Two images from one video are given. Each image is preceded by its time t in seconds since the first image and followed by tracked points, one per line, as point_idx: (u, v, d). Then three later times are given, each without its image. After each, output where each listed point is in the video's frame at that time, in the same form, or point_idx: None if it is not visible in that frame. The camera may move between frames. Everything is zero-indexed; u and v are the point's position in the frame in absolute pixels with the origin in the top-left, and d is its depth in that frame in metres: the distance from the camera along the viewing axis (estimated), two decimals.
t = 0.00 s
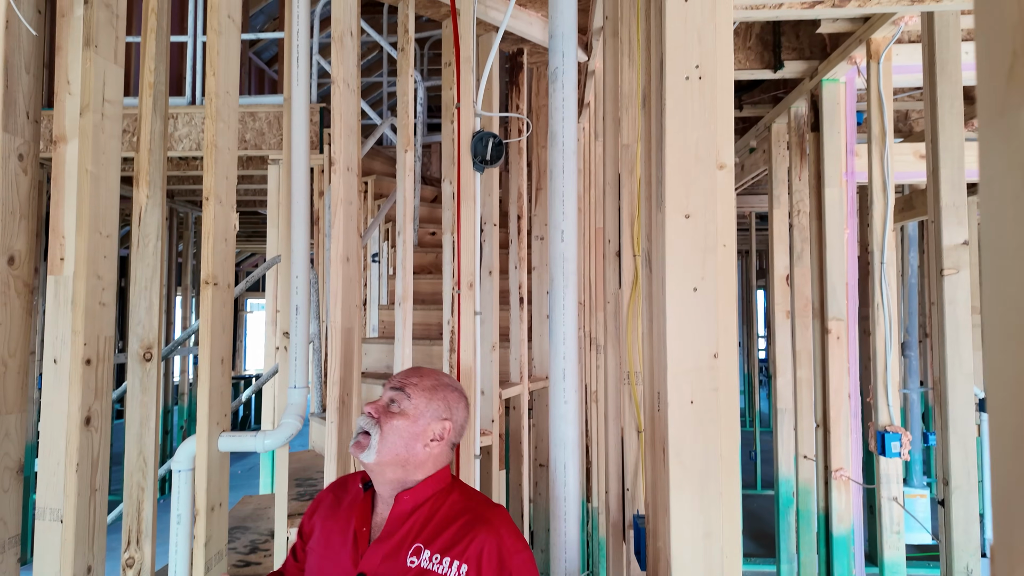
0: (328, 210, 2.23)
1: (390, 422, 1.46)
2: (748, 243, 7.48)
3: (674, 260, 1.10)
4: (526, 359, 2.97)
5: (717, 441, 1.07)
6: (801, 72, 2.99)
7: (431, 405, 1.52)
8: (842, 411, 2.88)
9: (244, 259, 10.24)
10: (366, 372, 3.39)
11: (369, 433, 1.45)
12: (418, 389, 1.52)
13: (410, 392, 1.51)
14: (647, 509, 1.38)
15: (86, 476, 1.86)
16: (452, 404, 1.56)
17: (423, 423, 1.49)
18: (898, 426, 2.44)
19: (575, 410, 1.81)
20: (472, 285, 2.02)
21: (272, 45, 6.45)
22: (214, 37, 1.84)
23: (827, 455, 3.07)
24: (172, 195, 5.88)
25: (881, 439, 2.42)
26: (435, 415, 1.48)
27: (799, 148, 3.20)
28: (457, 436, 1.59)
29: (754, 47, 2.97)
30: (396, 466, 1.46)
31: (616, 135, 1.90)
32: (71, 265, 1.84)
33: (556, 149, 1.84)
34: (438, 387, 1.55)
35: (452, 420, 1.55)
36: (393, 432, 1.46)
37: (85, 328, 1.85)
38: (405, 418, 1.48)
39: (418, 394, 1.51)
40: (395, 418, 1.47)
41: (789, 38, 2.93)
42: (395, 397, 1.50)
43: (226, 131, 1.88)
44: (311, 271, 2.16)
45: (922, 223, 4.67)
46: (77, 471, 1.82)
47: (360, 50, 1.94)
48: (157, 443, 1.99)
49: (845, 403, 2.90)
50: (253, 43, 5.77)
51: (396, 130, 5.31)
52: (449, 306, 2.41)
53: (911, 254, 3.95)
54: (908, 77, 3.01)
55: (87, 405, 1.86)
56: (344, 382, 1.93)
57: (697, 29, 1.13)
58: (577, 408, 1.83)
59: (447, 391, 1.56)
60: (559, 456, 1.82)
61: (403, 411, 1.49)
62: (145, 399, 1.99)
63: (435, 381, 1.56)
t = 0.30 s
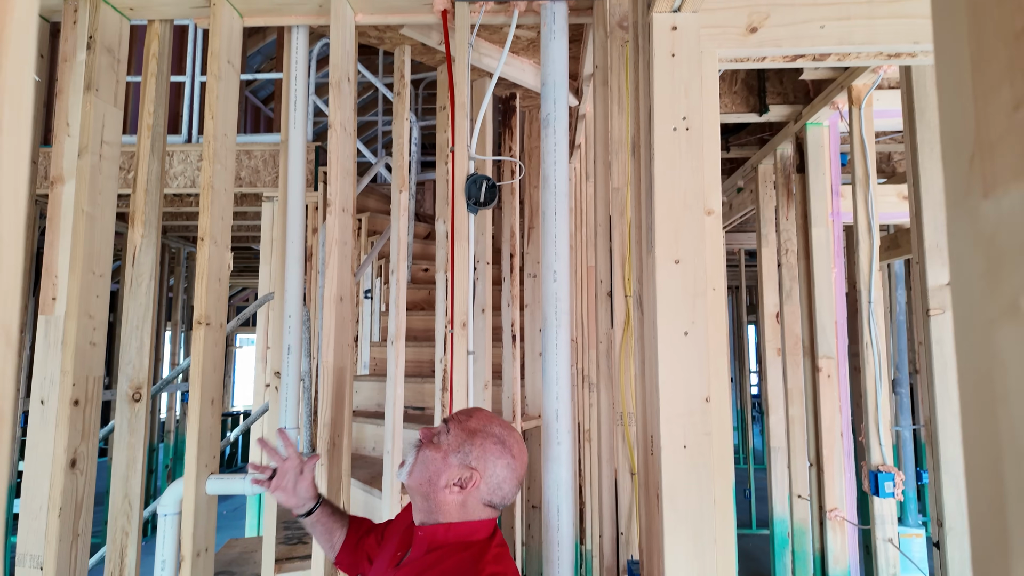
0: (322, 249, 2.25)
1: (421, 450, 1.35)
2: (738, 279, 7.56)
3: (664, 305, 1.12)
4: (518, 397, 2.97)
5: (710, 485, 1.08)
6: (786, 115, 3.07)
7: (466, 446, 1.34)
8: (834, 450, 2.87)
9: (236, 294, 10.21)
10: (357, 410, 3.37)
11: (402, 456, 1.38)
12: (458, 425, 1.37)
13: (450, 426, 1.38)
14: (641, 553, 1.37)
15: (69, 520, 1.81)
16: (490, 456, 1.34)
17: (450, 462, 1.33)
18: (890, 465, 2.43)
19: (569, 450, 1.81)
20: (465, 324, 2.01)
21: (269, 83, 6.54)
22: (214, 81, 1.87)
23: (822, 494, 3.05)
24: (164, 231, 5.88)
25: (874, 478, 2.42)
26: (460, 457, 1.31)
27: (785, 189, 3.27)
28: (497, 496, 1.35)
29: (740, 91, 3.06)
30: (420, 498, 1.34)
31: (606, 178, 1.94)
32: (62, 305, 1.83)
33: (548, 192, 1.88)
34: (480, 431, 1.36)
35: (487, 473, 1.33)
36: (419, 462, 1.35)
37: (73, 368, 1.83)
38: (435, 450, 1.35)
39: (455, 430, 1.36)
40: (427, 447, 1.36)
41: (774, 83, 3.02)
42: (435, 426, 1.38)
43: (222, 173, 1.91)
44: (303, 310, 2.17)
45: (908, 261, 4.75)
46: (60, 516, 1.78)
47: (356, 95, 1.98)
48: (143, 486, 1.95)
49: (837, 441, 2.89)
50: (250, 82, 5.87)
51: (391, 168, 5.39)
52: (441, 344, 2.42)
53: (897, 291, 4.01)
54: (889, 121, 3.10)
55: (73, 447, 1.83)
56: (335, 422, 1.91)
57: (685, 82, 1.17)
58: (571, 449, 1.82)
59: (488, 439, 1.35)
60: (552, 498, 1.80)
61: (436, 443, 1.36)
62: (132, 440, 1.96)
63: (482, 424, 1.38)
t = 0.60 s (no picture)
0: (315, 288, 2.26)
1: (435, 500, 1.30)
2: (730, 315, 7.60)
3: (655, 349, 1.13)
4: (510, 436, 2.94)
5: (703, 530, 1.07)
6: (772, 158, 3.15)
7: (474, 506, 1.25)
8: (828, 491, 2.85)
9: (226, 329, 10.13)
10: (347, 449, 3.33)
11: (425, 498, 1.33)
12: (472, 482, 1.28)
13: (465, 481, 1.30)
14: None
15: (48, 567, 1.77)
16: (497, 522, 1.23)
17: (456, 518, 1.25)
18: (884, 507, 2.42)
19: (562, 493, 1.79)
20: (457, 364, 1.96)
21: (265, 122, 6.63)
22: (212, 123, 1.90)
23: (817, 536, 3.01)
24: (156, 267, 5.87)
25: (869, 520, 2.40)
26: (465, 517, 1.22)
27: (773, 228, 3.32)
28: (502, 566, 1.23)
29: (726, 134, 3.15)
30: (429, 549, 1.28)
31: (597, 219, 1.97)
32: (52, 344, 1.82)
33: (540, 233, 1.90)
34: (492, 493, 1.26)
35: (491, 539, 1.22)
36: (431, 512, 1.29)
37: (60, 409, 1.81)
38: (446, 503, 1.28)
39: (467, 487, 1.28)
40: (440, 498, 1.29)
41: (760, 127, 3.10)
42: (451, 478, 1.31)
43: (217, 213, 1.92)
44: (295, 349, 2.16)
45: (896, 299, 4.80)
46: (39, 562, 1.73)
47: (352, 138, 2.02)
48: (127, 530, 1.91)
49: (831, 481, 2.87)
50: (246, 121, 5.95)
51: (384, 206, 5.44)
52: (433, 383, 2.41)
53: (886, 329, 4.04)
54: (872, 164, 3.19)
55: (56, 490, 1.80)
56: (325, 464, 1.89)
57: (672, 132, 1.21)
58: (564, 491, 1.81)
59: (498, 503, 1.24)
60: (545, 542, 1.77)
61: (449, 496, 1.29)
62: (117, 482, 1.93)
63: (497, 485, 1.27)
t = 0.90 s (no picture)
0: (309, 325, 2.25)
1: (427, 543, 1.28)
2: (723, 350, 7.60)
3: (648, 391, 1.14)
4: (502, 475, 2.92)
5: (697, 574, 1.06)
6: (761, 197, 3.20)
7: (466, 552, 1.22)
8: (824, 531, 2.81)
9: (216, 364, 10.02)
10: (337, 488, 3.28)
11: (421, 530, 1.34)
12: (465, 526, 1.26)
13: (458, 524, 1.28)
14: None
15: None
16: (490, 567, 1.20)
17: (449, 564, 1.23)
18: (881, 547, 2.39)
19: (555, 535, 1.76)
20: (450, 403, 1.96)
21: (261, 158, 6.69)
22: (209, 163, 1.93)
23: None
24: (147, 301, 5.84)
25: (866, 560, 2.37)
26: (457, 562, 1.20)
27: (763, 265, 3.35)
28: None
29: (715, 174, 3.22)
30: None
31: (590, 258, 1.99)
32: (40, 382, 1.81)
33: (533, 271, 1.92)
34: (484, 537, 1.23)
35: None
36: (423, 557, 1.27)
37: (46, 449, 1.78)
38: (438, 546, 1.26)
39: (460, 530, 1.26)
40: (433, 541, 1.28)
41: (748, 167, 3.17)
42: (443, 521, 1.29)
43: (212, 251, 1.93)
44: (287, 387, 2.15)
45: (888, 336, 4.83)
46: None
47: (348, 177, 2.04)
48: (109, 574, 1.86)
49: (827, 521, 2.84)
50: (243, 157, 6.01)
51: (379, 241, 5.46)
52: (426, 422, 2.39)
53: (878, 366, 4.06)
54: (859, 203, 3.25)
55: (38, 533, 1.76)
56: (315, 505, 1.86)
57: (662, 177, 1.24)
58: (557, 534, 1.78)
59: (490, 548, 1.22)
60: None
61: (441, 539, 1.27)
62: (100, 525, 1.89)
63: (490, 528, 1.25)
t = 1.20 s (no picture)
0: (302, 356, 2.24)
1: None
2: (718, 381, 7.59)
3: (643, 426, 1.13)
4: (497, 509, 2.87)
5: None
6: (753, 229, 3.24)
7: None
8: (823, 565, 2.78)
9: (208, 394, 9.91)
10: (328, 522, 3.22)
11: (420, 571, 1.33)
12: (457, 559, 1.24)
13: (451, 557, 1.26)
14: None
15: None
16: None
17: None
18: None
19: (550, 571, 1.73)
20: (444, 435, 1.93)
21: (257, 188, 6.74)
22: (206, 194, 1.93)
23: None
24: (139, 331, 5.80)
25: None
26: None
27: (757, 296, 3.37)
28: None
29: (707, 206, 3.26)
30: None
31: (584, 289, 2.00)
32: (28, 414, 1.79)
33: (528, 302, 1.92)
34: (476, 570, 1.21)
35: None
36: None
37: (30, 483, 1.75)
38: None
39: (452, 563, 1.24)
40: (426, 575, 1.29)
41: (740, 200, 3.21)
42: (435, 554, 1.28)
43: (207, 281, 1.93)
44: (278, 419, 2.12)
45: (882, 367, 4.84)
46: None
47: (345, 209, 2.06)
48: None
49: (825, 555, 2.80)
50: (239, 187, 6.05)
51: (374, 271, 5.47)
52: (420, 455, 2.36)
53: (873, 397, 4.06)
54: (849, 236, 3.29)
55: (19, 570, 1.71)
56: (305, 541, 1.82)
57: (655, 211, 1.25)
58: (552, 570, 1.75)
59: None
60: None
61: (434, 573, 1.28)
62: (83, 562, 1.84)
63: (482, 561, 1.22)
